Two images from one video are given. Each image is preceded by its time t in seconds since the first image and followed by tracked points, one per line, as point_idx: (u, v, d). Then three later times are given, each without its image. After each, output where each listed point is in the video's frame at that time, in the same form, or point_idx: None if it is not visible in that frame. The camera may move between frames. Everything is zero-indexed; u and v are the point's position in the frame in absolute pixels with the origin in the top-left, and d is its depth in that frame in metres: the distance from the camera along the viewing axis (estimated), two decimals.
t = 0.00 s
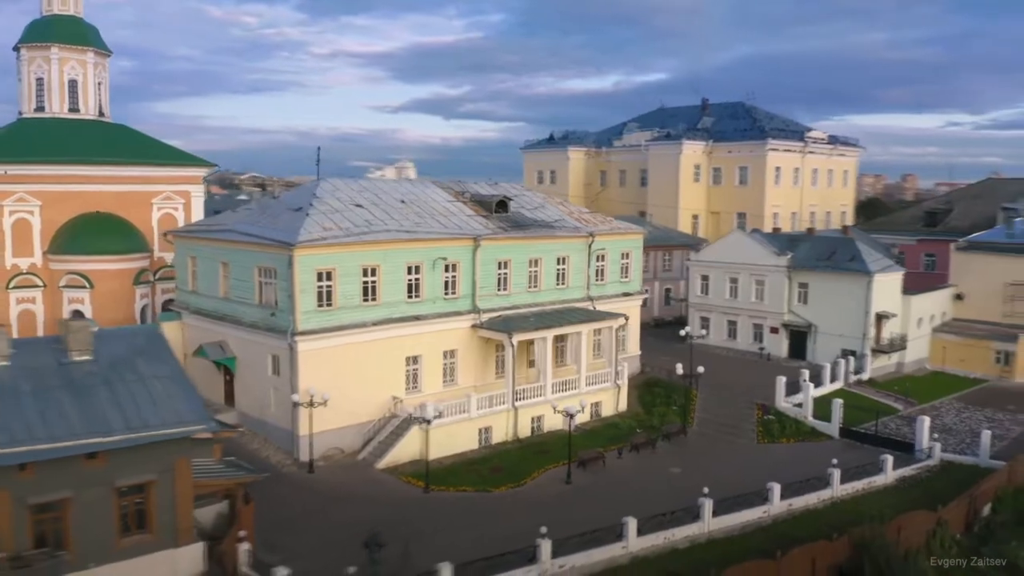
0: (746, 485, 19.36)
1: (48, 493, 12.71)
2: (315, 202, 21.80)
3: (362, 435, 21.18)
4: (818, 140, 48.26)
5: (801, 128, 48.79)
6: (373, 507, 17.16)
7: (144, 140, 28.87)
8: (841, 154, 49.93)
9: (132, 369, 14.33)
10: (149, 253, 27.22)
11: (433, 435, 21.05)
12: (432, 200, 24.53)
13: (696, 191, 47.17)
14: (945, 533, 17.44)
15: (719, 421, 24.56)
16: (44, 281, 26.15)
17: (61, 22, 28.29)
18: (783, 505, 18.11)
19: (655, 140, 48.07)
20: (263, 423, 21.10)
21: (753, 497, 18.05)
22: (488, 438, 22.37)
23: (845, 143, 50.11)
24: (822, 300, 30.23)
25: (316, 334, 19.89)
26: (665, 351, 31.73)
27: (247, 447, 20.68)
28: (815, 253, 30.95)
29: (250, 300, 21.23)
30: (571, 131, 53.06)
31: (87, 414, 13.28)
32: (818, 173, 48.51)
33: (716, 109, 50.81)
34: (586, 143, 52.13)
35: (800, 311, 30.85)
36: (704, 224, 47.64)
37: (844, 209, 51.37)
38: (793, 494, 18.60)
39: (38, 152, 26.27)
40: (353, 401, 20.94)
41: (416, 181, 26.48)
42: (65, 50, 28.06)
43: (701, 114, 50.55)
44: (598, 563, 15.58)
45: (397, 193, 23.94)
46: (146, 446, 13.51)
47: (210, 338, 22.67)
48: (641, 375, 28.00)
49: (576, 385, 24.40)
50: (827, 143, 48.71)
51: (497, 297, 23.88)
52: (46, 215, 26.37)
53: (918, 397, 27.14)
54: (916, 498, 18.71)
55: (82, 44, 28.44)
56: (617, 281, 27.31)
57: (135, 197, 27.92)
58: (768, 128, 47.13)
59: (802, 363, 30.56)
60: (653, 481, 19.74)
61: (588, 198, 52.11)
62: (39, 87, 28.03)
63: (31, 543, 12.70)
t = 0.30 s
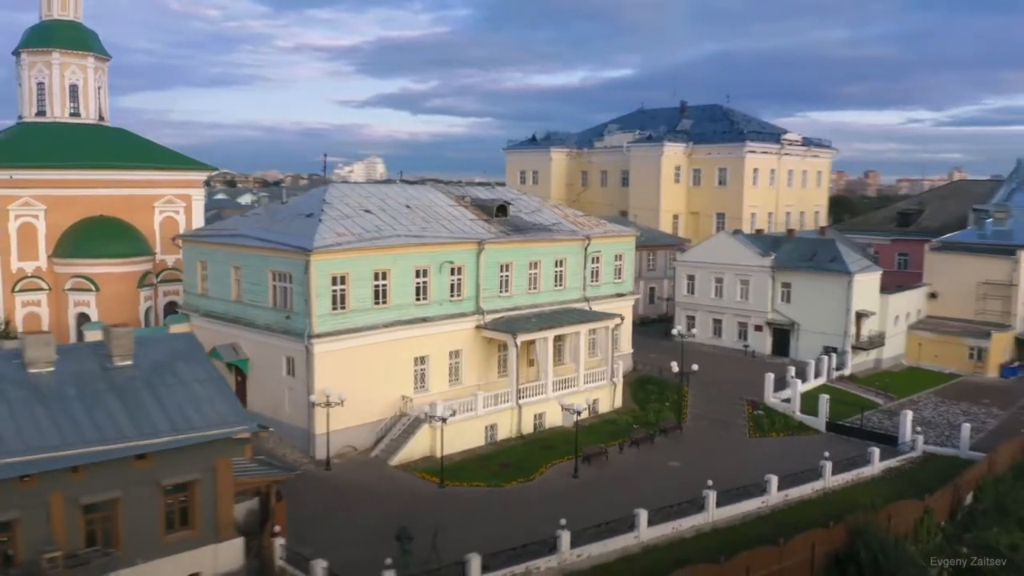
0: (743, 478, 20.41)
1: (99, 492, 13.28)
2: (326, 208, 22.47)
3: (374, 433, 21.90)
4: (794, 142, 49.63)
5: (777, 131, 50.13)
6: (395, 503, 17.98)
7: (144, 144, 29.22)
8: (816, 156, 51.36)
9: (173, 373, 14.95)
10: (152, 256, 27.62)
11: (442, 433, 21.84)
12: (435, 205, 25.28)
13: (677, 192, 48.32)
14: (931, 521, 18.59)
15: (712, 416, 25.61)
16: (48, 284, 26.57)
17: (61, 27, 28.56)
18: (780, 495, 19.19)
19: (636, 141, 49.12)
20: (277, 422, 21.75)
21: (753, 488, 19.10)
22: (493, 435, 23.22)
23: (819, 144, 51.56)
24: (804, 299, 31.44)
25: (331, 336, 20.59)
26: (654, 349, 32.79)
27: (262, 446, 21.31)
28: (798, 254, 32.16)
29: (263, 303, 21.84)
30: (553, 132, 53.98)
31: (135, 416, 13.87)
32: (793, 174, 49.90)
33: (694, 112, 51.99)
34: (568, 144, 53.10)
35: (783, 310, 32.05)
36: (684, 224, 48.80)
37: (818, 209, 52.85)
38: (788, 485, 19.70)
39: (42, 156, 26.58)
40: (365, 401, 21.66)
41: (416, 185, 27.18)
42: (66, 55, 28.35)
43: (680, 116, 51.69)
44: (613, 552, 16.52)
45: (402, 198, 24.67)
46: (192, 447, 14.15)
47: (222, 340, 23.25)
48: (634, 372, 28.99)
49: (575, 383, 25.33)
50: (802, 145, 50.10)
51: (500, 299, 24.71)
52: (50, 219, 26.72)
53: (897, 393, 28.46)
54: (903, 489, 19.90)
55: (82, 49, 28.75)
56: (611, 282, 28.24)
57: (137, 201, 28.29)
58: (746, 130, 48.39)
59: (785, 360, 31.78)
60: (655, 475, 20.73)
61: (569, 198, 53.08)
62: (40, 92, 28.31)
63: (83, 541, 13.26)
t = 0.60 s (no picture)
0: (740, 471, 21.48)
1: (149, 492, 13.92)
2: (336, 214, 23.16)
3: (385, 432, 22.63)
4: (771, 144, 50.98)
5: (754, 133, 51.44)
6: (416, 498, 18.80)
7: (146, 149, 29.60)
8: (791, 157, 52.79)
9: (211, 377, 15.63)
10: (155, 259, 28.04)
11: (451, 430, 22.65)
12: (438, 210, 26.04)
13: (658, 193, 49.42)
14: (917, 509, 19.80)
15: (705, 412, 26.67)
16: (54, 288, 26.78)
17: (63, 32, 28.84)
18: (776, 487, 20.29)
19: (619, 143, 50.16)
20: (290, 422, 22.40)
21: (751, 481, 20.18)
22: (499, 432, 24.09)
23: (794, 146, 52.99)
24: (788, 299, 32.66)
25: (346, 338, 21.31)
26: (643, 347, 33.84)
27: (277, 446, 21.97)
28: (781, 254, 33.37)
29: (277, 307, 22.47)
30: (535, 133, 54.84)
31: (181, 419, 14.53)
32: (770, 175, 51.27)
33: (674, 114, 53.14)
34: (551, 145, 54.00)
35: (768, 309, 33.26)
36: (665, 224, 49.91)
37: (793, 209, 54.29)
38: (783, 477, 20.82)
39: (47, 161, 26.87)
40: (377, 400, 22.40)
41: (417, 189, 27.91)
42: (68, 60, 28.66)
43: (660, 118, 52.82)
44: (626, 543, 17.49)
45: (407, 204, 25.41)
46: (234, 447, 14.85)
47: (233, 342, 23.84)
48: (627, 370, 29.97)
49: (573, 381, 26.27)
50: (778, 147, 51.49)
51: (502, 300, 25.56)
52: (56, 223, 27.03)
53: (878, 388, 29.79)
54: (891, 480, 21.11)
55: (84, 55, 29.06)
56: (606, 283, 29.19)
57: (139, 205, 28.70)
58: (724, 133, 49.64)
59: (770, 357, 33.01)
60: (656, 469, 21.74)
61: (552, 198, 54.00)
62: (42, 97, 28.58)
63: (133, 539, 13.88)
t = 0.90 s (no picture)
0: (737, 465, 22.52)
1: (193, 491, 14.55)
2: (346, 220, 23.85)
3: (396, 430, 23.37)
4: (750, 146, 52.23)
5: (734, 135, 52.67)
6: (433, 494, 19.63)
7: (148, 153, 30.01)
8: (769, 159, 54.07)
9: (245, 380, 16.29)
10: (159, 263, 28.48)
11: (460, 429, 23.46)
12: (441, 214, 26.79)
13: (642, 194, 50.45)
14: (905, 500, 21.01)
15: (699, 408, 27.70)
16: (61, 291, 27.12)
17: (65, 38, 29.15)
18: (773, 480, 21.34)
19: (603, 145, 51.14)
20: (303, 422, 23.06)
21: (749, 475, 21.21)
22: (503, 430, 24.93)
23: (773, 148, 54.29)
24: (773, 298, 33.84)
25: (360, 340, 22.04)
26: (634, 345, 34.85)
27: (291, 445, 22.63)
28: (766, 255, 34.53)
29: (290, 310, 23.12)
30: (519, 134, 55.67)
31: (221, 421, 15.18)
32: (750, 176, 52.53)
33: (656, 116, 54.21)
34: (535, 146, 54.87)
35: (753, 308, 34.40)
36: (649, 224, 50.94)
37: (771, 210, 55.62)
38: (779, 471, 21.88)
39: (53, 166, 27.21)
40: (389, 400, 23.13)
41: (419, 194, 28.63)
42: (71, 66, 28.97)
43: (642, 120, 53.85)
44: (636, 534, 18.40)
45: (412, 209, 26.14)
46: (270, 448, 15.55)
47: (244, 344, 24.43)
48: (621, 368, 30.93)
49: (572, 380, 27.18)
50: (757, 149, 52.74)
51: (504, 302, 26.39)
52: (62, 228, 27.36)
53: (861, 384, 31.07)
54: (880, 472, 22.30)
55: (86, 60, 29.40)
56: (601, 284, 30.12)
57: (143, 209, 29.12)
58: (706, 135, 50.80)
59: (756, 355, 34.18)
60: (658, 464, 22.71)
61: (536, 198, 54.86)
62: (45, 102, 28.87)
63: (178, 537, 14.51)
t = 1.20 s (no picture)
0: (735, 459, 23.60)
1: (235, 489, 15.26)
2: (356, 226, 24.59)
3: (407, 429, 24.12)
4: (731, 148, 53.44)
5: (715, 137, 53.87)
6: (450, 490, 20.46)
7: (152, 158, 30.45)
8: (749, 160, 55.32)
9: (278, 383, 17.03)
10: (164, 267, 28.96)
11: (468, 427, 24.27)
12: (445, 219, 27.58)
13: (626, 195, 51.46)
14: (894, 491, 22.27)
15: (693, 405, 28.77)
16: (69, 296, 27.50)
17: (68, 44, 29.52)
18: (770, 473, 22.43)
19: (588, 147, 52.10)
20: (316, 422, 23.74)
21: (748, 468, 22.29)
22: (508, 428, 25.80)
23: (752, 149, 55.57)
24: (759, 298, 35.02)
25: (373, 343, 22.80)
26: (625, 344, 35.87)
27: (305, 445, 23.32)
28: (752, 257, 35.71)
29: (303, 313, 23.82)
30: (504, 136, 56.47)
31: (260, 422, 15.91)
32: (730, 178, 53.74)
33: (638, 118, 55.26)
34: (520, 147, 55.71)
35: (740, 307, 35.55)
36: (632, 225, 51.89)
37: (750, 210, 56.90)
38: (774, 464, 23.00)
39: (61, 171, 27.57)
40: (400, 400, 23.88)
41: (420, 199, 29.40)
42: (75, 72, 29.36)
43: (625, 122, 54.87)
44: (645, 526, 19.38)
45: (417, 214, 26.91)
46: (306, 447, 16.29)
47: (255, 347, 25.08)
48: (615, 367, 31.93)
49: (572, 379, 28.12)
50: (737, 151, 53.97)
51: (506, 304, 27.25)
52: (69, 233, 27.72)
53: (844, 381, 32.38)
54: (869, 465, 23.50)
55: (90, 67, 29.80)
56: (596, 286, 31.09)
57: (148, 214, 29.56)
58: (688, 137, 51.95)
59: (742, 353, 35.36)
60: (658, 459, 23.73)
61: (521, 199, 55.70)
62: (49, 108, 29.22)
63: (221, 533, 15.21)
